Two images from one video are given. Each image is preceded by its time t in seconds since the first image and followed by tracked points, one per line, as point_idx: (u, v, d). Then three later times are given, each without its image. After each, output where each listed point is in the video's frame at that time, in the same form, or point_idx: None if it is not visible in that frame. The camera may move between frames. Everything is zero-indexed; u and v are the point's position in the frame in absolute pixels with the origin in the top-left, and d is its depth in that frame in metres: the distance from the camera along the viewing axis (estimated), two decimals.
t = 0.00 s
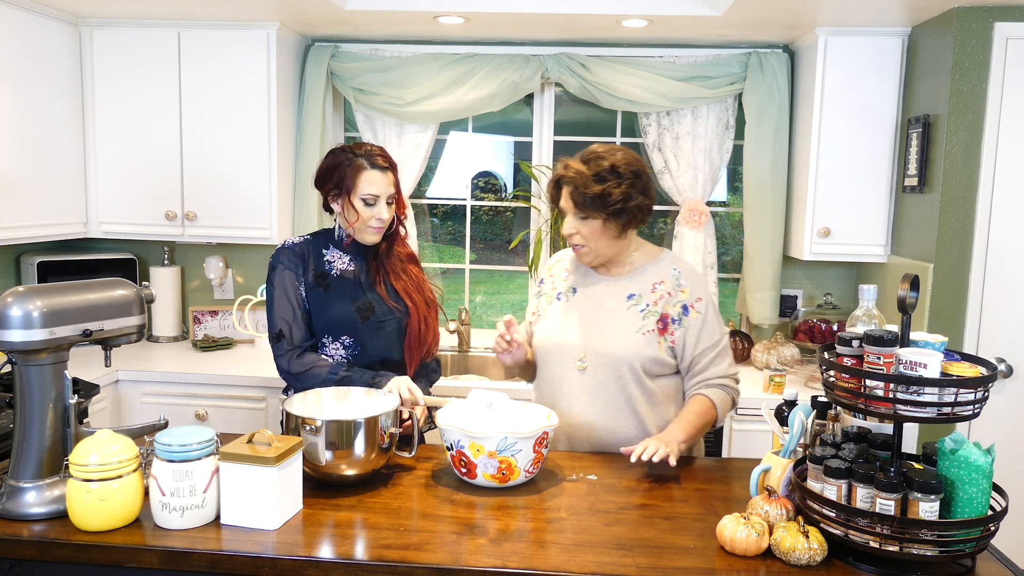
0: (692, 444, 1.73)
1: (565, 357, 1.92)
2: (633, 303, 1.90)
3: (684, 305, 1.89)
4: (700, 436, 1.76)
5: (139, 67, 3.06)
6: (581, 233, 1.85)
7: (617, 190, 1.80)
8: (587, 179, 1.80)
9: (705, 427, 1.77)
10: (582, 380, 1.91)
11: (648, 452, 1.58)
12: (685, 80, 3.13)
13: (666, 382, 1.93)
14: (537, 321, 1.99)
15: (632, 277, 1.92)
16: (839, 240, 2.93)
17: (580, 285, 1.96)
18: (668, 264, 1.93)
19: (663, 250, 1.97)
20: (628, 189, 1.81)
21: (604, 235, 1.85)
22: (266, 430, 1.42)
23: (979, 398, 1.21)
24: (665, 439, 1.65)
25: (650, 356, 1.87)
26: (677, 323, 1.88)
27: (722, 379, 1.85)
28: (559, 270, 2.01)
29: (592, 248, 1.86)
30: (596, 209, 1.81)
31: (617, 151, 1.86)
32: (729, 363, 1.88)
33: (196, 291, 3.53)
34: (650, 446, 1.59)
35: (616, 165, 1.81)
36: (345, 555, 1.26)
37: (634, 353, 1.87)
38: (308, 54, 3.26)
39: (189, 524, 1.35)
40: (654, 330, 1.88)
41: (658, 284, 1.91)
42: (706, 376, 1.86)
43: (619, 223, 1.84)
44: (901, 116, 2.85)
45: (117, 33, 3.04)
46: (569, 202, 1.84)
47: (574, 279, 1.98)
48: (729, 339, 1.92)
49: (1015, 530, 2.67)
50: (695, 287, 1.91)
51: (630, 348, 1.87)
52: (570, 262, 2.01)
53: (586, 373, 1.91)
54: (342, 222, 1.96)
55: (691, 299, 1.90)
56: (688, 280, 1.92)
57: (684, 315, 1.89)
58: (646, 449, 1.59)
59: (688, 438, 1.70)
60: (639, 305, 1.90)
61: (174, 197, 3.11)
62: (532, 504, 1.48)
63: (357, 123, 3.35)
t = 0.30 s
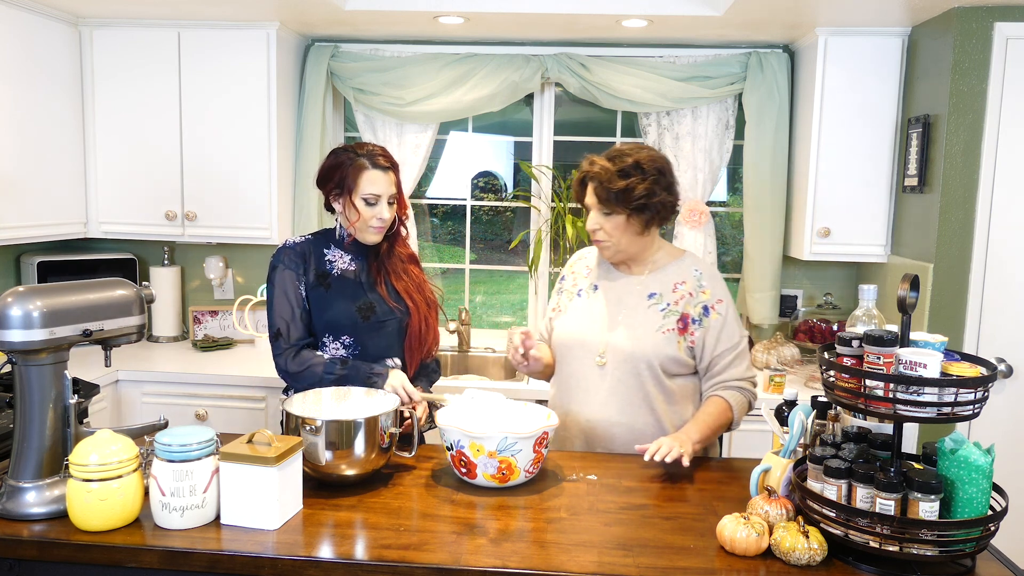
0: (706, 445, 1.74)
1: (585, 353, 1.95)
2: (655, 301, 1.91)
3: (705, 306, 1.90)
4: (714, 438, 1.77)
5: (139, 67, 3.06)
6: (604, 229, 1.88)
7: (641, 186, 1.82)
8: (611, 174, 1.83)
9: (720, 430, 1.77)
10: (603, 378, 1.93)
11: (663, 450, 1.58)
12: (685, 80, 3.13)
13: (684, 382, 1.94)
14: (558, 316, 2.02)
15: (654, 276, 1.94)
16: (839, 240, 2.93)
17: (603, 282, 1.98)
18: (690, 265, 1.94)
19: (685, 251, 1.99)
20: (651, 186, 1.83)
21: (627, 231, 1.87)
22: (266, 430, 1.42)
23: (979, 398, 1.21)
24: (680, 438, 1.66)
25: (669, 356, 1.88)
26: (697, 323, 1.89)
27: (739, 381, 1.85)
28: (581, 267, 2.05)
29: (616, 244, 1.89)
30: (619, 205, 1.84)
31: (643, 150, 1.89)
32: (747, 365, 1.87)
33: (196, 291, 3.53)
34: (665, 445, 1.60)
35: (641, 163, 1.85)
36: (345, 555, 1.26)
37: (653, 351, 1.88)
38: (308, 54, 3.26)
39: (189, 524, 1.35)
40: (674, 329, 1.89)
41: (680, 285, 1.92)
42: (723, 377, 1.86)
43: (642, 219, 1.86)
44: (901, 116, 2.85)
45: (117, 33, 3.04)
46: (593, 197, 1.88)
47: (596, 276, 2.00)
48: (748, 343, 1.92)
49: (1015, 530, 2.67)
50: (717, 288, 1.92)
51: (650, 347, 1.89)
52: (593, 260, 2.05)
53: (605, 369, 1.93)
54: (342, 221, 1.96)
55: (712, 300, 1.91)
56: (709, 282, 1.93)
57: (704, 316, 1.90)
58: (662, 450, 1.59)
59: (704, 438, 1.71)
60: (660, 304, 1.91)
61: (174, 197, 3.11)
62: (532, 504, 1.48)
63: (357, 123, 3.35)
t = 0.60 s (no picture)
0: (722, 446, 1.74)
1: (602, 352, 1.95)
2: (673, 303, 1.92)
3: (723, 308, 1.91)
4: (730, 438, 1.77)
5: (139, 67, 3.06)
6: (622, 225, 1.89)
7: (664, 185, 1.84)
8: (637, 170, 1.85)
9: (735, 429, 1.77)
10: (619, 377, 1.94)
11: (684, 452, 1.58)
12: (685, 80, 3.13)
13: (700, 382, 1.94)
14: (574, 313, 2.02)
15: (673, 277, 1.94)
16: (839, 240, 2.93)
17: (621, 282, 1.98)
18: (708, 267, 1.94)
19: (703, 253, 1.99)
20: (675, 186, 1.85)
21: (647, 229, 1.88)
22: (266, 430, 1.41)
23: (979, 398, 1.21)
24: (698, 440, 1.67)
25: (687, 356, 1.89)
26: (715, 325, 1.90)
27: (755, 384, 1.85)
28: (598, 266, 2.05)
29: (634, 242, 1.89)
30: (641, 202, 1.85)
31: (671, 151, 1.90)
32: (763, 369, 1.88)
33: (196, 291, 3.53)
34: (684, 446, 1.61)
35: (667, 163, 1.86)
36: (345, 555, 1.26)
37: (671, 353, 1.89)
38: (308, 54, 3.26)
39: (189, 524, 1.35)
40: (693, 331, 1.90)
41: (698, 286, 1.92)
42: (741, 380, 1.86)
43: (662, 218, 1.87)
44: (901, 116, 2.85)
45: (117, 33, 3.04)
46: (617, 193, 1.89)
47: (614, 276, 2.00)
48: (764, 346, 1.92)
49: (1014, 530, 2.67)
50: (735, 291, 1.93)
51: (667, 347, 1.89)
52: (611, 259, 2.05)
53: (622, 368, 1.94)
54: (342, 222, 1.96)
55: (730, 302, 1.91)
56: (727, 284, 1.93)
57: (722, 318, 1.90)
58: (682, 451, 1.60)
59: (720, 441, 1.71)
60: (678, 306, 1.91)
61: (174, 197, 3.11)
62: (532, 504, 1.48)
63: (357, 123, 3.35)
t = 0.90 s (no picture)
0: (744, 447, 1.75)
1: (616, 355, 1.95)
2: (687, 306, 1.92)
3: (737, 310, 1.91)
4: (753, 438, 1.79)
5: (139, 67, 3.06)
6: (635, 224, 1.88)
7: (679, 185, 1.83)
8: (652, 170, 1.84)
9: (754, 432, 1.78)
10: (633, 378, 1.95)
11: (710, 463, 1.60)
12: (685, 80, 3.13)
13: (713, 384, 1.96)
14: (591, 318, 2.01)
15: (686, 279, 1.94)
16: (839, 240, 2.93)
17: (633, 284, 1.99)
18: (722, 270, 1.94)
19: (715, 255, 1.99)
20: (689, 187, 1.84)
21: (659, 230, 1.87)
22: (266, 430, 1.41)
23: (979, 398, 1.21)
24: (721, 445, 1.68)
25: (702, 360, 1.90)
26: (729, 328, 1.90)
27: (770, 387, 1.85)
28: (610, 267, 2.04)
29: (646, 242, 1.88)
30: (655, 202, 1.84)
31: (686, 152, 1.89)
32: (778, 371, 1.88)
33: (196, 291, 3.53)
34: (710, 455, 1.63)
35: (682, 163, 1.86)
36: (345, 555, 1.26)
37: (686, 356, 1.89)
38: (308, 54, 3.26)
39: (189, 524, 1.35)
40: (707, 334, 1.90)
41: (712, 289, 1.92)
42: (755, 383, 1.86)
43: (674, 219, 1.86)
44: (901, 116, 2.85)
45: (117, 33, 3.04)
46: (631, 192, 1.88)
47: (627, 279, 2.00)
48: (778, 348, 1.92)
49: (1014, 530, 2.68)
50: (749, 293, 1.92)
51: (682, 350, 1.90)
52: (623, 260, 2.04)
53: (636, 371, 1.94)
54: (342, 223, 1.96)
55: (744, 304, 1.91)
56: (741, 286, 1.93)
57: (735, 320, 1.90)
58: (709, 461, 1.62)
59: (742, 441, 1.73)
60: (693, 309, 1.92)
61: (174, 197, 3.11)
62: (532, 504, 1.48)
63: (357, 123, 3.35)
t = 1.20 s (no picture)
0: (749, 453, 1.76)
1: (628, 358, 1.95)
2: (698, 308, 1.92)
3: (747, 312, 1.91)
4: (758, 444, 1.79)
5: (139, 67, 3.06)
6: (641, 225, 1.88)
7: (686, 187, 1.83)
8: (658, 171, 1.84)
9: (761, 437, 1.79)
10: (645, 381, 1.94)
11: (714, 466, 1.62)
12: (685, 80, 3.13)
13: (724, 387, 1.96)
14: (599, 319, 2.02)
15: (696, 282, 1.94)
16: (840, 240, 2.93)
17: (644, 286, 1.98)
18: (731, 271, 1.94)
19: (724, 257, 1.99)
20: (695, 188, 1.83)
21: (666, 231, 1.88)
22: (266, 430, 1.41)
23: (979, 398, 1.21)
24: (725, 450, 1.70)
25: (714, 363, 1.90)
26: (739, 330, 1.91)
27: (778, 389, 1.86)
28: (618, 267, 2.04)
29: (654, 244, 1.89)
30: (661, 204, 1.84)
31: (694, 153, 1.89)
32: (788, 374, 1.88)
33: (196, 291, 3.53)
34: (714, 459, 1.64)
35: (689, 164, 1.85)
36: (345, 555, 1.26)
37: (698, 359, 1.89)
38: (308, 54, 3.26)
39: (189, 524, 1.35)
40: (720, 337, 1.90)
41: (723, 291, 1.92)
42: (764, 386, 1.87)
43: (682, 221, 1.86)
44: (901, 116, 2.85)
45: (117, 33, 3.04)
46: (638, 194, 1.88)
47: (636, 280, 2.00)
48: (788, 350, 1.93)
49: (1014, 530, 2.68)
50: (759, 295, 1.92)
51: (694, 354, 1.89)
52: (632, 262, 2.04)
53: (649, 374, 1.94)
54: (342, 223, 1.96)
55: (754, 305, 1.91)
56: (751, 287, 1.93)
57: (745, 322, 1.90)
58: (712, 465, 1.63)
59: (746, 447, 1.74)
60: (704, 311, 1.91)
61: (174, 197, 3.11)
62: (532, 504, 1.48)
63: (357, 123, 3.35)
